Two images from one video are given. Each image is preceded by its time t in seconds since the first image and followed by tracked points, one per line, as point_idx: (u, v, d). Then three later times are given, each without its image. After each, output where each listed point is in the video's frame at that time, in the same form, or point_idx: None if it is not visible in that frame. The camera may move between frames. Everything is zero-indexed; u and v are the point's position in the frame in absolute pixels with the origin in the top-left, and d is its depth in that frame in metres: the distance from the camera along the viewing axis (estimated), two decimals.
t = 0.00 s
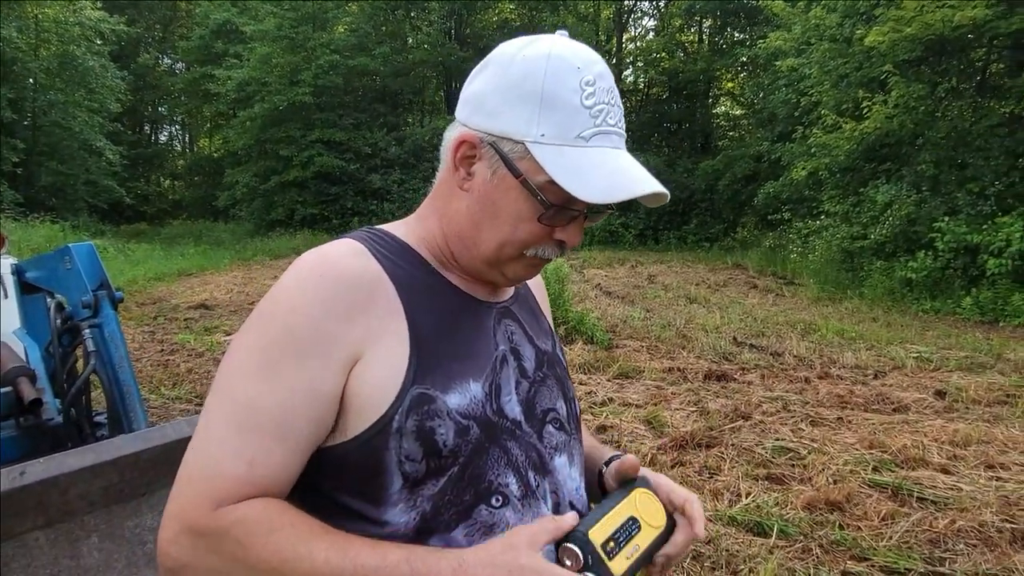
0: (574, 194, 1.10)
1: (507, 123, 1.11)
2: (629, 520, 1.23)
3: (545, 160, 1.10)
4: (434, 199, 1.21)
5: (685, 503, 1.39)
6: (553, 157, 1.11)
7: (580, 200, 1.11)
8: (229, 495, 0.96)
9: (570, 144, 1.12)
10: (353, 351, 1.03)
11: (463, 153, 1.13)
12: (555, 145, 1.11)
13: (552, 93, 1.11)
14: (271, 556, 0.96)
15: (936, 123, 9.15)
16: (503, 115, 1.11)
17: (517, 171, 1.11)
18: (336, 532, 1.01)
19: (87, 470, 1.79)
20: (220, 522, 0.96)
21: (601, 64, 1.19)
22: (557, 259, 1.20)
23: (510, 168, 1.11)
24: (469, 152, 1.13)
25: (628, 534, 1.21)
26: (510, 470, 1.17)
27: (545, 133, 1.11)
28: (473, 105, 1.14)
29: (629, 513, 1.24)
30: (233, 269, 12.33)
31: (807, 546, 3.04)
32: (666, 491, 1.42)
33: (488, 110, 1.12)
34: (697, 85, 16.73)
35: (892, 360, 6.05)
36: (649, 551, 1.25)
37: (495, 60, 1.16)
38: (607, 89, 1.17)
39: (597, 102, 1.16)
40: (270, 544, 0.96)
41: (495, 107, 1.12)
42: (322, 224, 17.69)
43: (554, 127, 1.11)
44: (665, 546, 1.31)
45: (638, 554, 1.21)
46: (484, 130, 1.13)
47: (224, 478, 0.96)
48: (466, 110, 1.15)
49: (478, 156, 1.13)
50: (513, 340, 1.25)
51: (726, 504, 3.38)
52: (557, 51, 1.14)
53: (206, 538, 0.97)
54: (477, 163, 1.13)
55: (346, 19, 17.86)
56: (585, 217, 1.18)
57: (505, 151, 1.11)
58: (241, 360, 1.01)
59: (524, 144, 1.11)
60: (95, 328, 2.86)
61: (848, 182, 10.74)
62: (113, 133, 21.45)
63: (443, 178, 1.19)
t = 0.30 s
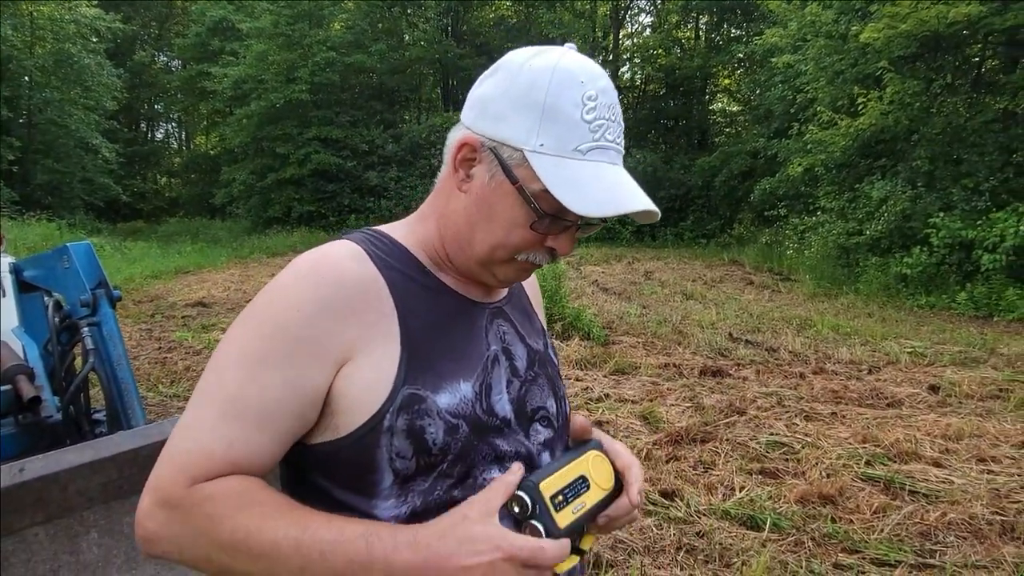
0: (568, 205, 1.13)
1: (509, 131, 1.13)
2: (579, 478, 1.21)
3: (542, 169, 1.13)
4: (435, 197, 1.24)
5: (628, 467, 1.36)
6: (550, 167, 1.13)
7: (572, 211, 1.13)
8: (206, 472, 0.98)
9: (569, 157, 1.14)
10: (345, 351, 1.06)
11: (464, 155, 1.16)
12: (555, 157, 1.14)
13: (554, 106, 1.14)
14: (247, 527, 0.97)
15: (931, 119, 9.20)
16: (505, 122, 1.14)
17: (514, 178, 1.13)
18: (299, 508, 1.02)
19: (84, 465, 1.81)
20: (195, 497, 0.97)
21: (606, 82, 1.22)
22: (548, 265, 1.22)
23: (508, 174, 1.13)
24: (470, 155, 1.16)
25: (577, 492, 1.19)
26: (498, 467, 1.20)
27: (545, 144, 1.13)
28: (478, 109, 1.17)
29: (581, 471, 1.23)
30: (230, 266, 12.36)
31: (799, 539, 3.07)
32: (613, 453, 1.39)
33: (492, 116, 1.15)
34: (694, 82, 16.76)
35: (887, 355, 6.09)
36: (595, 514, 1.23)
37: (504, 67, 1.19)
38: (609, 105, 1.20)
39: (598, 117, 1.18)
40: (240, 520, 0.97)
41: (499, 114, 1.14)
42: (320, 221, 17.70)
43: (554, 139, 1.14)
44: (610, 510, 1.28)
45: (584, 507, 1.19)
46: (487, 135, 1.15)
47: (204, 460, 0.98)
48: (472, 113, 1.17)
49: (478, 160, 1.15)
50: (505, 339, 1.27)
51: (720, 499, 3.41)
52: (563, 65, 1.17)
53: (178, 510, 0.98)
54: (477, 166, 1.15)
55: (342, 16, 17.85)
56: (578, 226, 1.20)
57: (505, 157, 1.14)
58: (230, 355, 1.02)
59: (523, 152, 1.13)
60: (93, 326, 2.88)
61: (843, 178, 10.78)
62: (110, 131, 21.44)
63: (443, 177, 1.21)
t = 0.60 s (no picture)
0: (555, 202, 1.16)
1: (491, 134, 1.16)
2: (627, 499, 1.27)
3: (527, 168, 1.15)
4: (413, 204, 1.25)
5: (698, 492, 1.36)
6: (534, 165, 1.15)
7: (557, 206, 1.16)
8: (233, 508, 1.02)
9: (553, 157, 1.17)
10: (332, 363, 1.08)
11: (446, 161, 1.17)
12: (539, 156, 1.16)
13: (535, 107, 1.16)
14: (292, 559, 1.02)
15: (925, 121, 9.24)
16: (485, 126, 1.16)
17: (498, 179, 1.15)
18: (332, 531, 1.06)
19: (80, 465, 1.83)
20: (227, 537, 1.01)
21: (580, 86, 1.25)
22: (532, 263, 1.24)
23: (492, 177, 1.15)
24: (453, 160, 1.17)
25: (619, 516, 1.25)
26: (471, 469, 1.22)
27: (528, 144, 1.16)
28: (457, 116, 1.18)
29: (631, 492, 1.28)
30: (227, 266, 12.38)
31: (789, 537, 3.11)
32: (683, 476, 1.40)
33: (472, 121, 1.17)
34: (691, 82, 16.80)
35: (881, 356, 6.12)
36: (642, 534, 1.28)
37: (481, 75, 1.21)
38: (585, 107, 1.23)
39: (576, 119, 1.21)
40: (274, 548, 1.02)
41: (479, 119, 1.16)
42: (317, 221, 17.71)
43: (537, 139, 1.16)
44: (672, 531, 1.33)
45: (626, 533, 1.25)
46: (468, 140, 1.17)
47: (221, 490, 1.01)
48: (449, 120, 1.19)
49: (461, 164, 1.17)
50: (481, 343, 1.28)
51: (711, 498, 3.44)
52: (538, 71, 1.20)
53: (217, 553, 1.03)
54: (460, 170, 1.17)
55: (339, 16, 17.87)
56: (560, 224, 1.22)
57: (488, 160, 1.16)
58: (224, 377, 1.05)
59: (507, 153, 1.15)
60: (89, 327, 2.92)
61: (839, 179, 10.83)
62: (107, 130, 21.45)
63: (425, 183, 1.22)
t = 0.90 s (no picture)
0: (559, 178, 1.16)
1: (490, 117, 1.16)
2: (657, 474, 1.27)
3: (528, 147, 1.15)
4: (408, 195, 1.25)
5: (757, 463, 1.42)
6: (535, 145, 1.16)
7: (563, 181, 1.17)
8: (272, 511, 1.02)
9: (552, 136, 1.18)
10: (340, 355, 1.08)
11: (444, 148, 1.17)
12: (538, 136, 1.17)
13: (533, 88, 1.17)
14: (335, 556, 1.03)
15: (925, 118, 9.24)
16: (481, 109, 1.16)
17: (500, 161, 1.15)
18: (373, 523, 1.07)
19: (83, 455, 1.83)
20: (266, 537, 1.01)
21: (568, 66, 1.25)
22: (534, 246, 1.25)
23: (494, 159, 1.15)
24: (450, 147, 1.17)
25: (646, 489, 1.25)
26: (467, 459, 1.23)
27: (527, 124, 1.16)
28: (450, 103, 1.18)
29: (660, 468, 1.27)
30: (228, 264, 12.40)
31: (787, 531, 3.12)
32: (738, 447, 1.46)
33: (468, 107, 1.17)
34: (691, 80, 16.79)
35: (880, 353, 6.13)
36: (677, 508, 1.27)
37: (471, 61, 1.20)
38: (577, 86, 1.24)
39: (570, 97, 1.22)
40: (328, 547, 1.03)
41: (476, 102, 1.16)
42: (317, 219, 17.73)
43: (535, 119, 1.17)
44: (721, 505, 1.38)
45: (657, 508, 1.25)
46: (465, 125, 1.17)
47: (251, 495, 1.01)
48: (442, 108, 1.19)
49: (460, 151, 1.17)
50: (476, 334, 1.29)
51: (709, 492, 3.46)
52: (531, 53, 1.20)
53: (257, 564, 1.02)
54: (458, 157, 1.17)
55: (340, 13, 17.85)
56: (559, 204, 1.24)
57: (487, 143, 1.16)
58: (234, 379, 1.05)
59: (507, 135, 1.15)
60: (92, 320, 2.92)
61: (839, 176, 10.85)
62: (107, 128, 21.46)
63: (421, 173, 1.22)
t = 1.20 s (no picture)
0: (573, 156, 1.16)
1: (505, 98, 1.15)
2: (665, 456, 1.26)
3: (543, 128, 1.15)
4: (418, 175, 1.24)
5: (764, 440, 1.43)
6: (549, 125, 1.16)
7: (578, 161, 1.17)
8: (293, 492, 1.02)
9: (567, 115, 1.17)
10: (354, 335, 1.08)
11: (457, 129, 1.16)
12: (552, 115, 1.17)
13: (549, 68, 1.16)
14: (357, 536, 1.03)
15: (929, 113, 9.21)
16: (495, 90, 1.15)
17: (514, 141, 1.15)
18: (394, 502, 1.08)
19: (89, 444, 1.83)
20: (288, 518, 1.02)
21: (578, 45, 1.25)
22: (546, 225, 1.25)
23: (508, 139, 1.15)
24: (464, 128, 1.16)
25: (653, 471, 1.24)
26: (481, 439, 1.23)
27: (541, 105, 1.16)
28: (463, 84, 1.17)
29: (668, 450, 1.26)
30: (229, 259, 12.40)
31: (790, 523, 3.12)
32: (747, 425, 1.47)
33: (482, 87, 1.15)
34: (694, 76, 16.77)
35: (882, 347, 6.13)
36: (684, 489, 1.26)
37: (483, 40, 1.19)
38: (589, 66, 1.24)
39: (583, 77, 1.22)
40: (345, 527, 1.03)
41: (491, 83, 1.15)
42: (319, 214, 17.74)
43: (550, 100, 1.17)
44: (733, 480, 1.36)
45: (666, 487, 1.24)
46: (479, 106, 1.16)
47: (271, 475, 1.01)
48: (454, 89, 1.18)
49: (473, 131, 1.16)
50: (487, 315, 1.29)
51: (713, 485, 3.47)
52: (542, 33, 1.19)
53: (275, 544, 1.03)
54: (471, 138, 1.16)
55: (341, 9, 17.85)
56: (572, 182, 1.24)
57: (502, 124, 1.15)
58: (248, 359, 1.05)
59: (521, 115, 1.15)
60: (97, 311, 2.93)
61: (842, 171, 10.85)
62: (109, 123, 21.46)
63: (431, 153, 1.21)
